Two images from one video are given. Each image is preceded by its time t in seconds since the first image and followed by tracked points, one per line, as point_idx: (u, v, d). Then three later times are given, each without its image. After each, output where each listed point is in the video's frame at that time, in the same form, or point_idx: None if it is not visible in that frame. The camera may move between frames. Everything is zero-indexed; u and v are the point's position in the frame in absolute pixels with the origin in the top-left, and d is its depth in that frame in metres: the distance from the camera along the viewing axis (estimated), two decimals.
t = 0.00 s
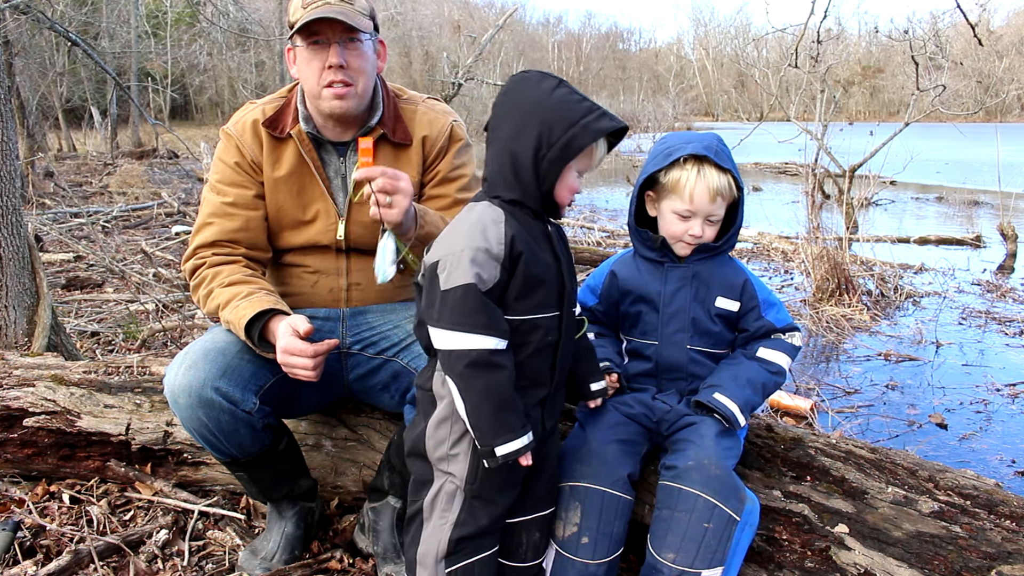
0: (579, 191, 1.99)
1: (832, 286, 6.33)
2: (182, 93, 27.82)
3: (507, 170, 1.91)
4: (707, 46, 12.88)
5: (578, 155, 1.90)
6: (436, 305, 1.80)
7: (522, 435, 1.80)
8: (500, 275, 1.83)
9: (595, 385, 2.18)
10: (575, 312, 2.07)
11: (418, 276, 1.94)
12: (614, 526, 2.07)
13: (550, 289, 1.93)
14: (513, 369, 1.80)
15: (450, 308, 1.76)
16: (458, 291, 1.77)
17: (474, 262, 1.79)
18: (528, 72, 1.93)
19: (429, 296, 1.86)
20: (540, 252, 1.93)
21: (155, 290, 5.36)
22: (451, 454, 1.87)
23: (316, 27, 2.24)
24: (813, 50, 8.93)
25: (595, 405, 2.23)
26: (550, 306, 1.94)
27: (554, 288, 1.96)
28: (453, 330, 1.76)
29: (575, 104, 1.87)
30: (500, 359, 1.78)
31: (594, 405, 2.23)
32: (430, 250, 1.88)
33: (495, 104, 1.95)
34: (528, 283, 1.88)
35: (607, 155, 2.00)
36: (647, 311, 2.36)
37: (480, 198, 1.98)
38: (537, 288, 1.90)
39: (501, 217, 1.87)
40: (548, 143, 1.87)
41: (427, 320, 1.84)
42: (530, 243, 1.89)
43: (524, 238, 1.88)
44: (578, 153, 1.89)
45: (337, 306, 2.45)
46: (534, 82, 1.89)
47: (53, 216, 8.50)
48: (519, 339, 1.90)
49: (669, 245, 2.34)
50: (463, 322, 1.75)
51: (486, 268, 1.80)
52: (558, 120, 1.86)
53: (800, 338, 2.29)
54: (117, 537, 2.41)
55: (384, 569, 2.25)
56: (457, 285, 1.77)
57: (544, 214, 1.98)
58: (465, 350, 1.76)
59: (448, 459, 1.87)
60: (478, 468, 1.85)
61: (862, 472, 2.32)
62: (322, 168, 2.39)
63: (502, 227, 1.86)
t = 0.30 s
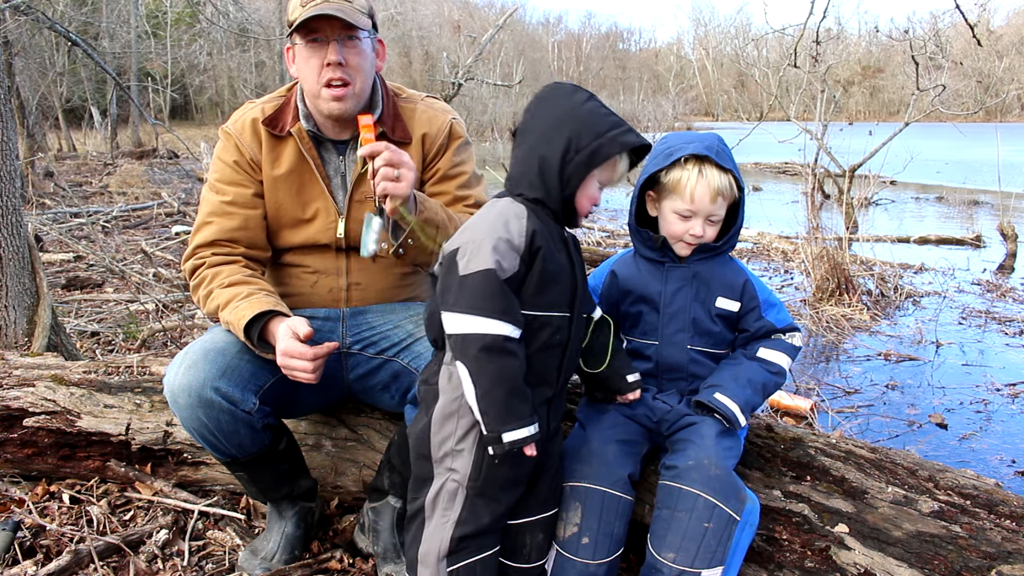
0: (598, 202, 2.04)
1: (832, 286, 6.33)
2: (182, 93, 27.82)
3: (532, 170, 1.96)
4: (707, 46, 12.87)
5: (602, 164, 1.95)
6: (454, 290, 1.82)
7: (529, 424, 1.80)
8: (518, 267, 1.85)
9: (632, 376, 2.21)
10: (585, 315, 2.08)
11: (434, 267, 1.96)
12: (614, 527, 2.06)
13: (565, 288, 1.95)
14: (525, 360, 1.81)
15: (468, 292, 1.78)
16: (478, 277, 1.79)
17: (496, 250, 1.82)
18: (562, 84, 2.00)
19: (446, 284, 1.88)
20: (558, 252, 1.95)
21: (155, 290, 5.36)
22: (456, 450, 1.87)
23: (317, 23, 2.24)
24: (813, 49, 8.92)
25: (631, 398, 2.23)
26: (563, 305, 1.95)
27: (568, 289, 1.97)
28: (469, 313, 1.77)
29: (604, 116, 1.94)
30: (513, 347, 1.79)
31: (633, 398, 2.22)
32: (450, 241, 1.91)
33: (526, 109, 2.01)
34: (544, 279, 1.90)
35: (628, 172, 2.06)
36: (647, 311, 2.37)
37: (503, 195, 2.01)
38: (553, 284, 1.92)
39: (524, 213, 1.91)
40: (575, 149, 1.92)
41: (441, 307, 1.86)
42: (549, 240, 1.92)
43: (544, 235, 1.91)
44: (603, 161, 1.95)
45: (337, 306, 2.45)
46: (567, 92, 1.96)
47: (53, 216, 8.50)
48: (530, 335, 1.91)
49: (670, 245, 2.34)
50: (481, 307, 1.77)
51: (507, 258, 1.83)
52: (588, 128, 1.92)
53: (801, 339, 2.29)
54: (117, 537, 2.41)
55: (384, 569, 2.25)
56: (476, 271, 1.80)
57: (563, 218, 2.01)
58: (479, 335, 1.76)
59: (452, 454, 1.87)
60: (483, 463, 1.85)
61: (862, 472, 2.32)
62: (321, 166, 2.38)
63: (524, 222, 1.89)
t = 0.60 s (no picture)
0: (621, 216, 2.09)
1: (832, 286, 6.33)
2: (181, 94, 27.82)
3: (564, 175, 2.01)
4: (707, 46, 12.87)
5: (630, 179, 2.01)
6: (485, 273, 1.86)
7: (550, 406, 1.81)
8: (547, 257, 1.90)
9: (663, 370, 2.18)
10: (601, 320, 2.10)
11: (460, 259, 2.00)
12: (614, 526, 2.06)
13: (586, 283, 1.98)
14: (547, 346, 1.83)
15: (501, 273, 1.83)
16: (511, 259, 1.83)
17: (529, 236, 1.87)
18: (598, 103, 2.08)
19: (473, 270, 1.91)
20: (582, 254, 1.99)
21: (155, 290, 5.36)
22: (471, 442, 1.86)
23: (326, 32, 2.22)
24: (813, 50, 8.92)
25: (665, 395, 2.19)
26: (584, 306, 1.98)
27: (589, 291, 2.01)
28: (500, 293, 1.81)
29: (637, 134, 2.01)
30: (538, 332, 1.82)
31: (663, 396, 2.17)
32: (482, 229, 1.96)
33: (562, 122, 2.08)
34: (569, 275, 1.94)
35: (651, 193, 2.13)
36: (648, 311, 2.37)
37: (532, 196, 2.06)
38: (577, 277, 1.95)
39: (554, 212, 1.96)
40: (607, 160, 1.98)
41: (469, 290, 1.89)
42: (576, 241, 1.97)
43: (572, 235, 1.96)
44: (631, 176, 2.00)
45: (337, 305, 2.45)
46: (603, 109, 2.03)
47: (53, 216, 8.49)
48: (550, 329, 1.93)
49: (671, 245, 2.34)
50: (512, 288, 1.80)
51: (539, 245, 1.88)
52: (620, 143, 1.98)
53: (800, 339, 2.29)
54: (117, 537, 2.41)
55: (385, 569, 2.24)
56: (509, 253, 1.85)
57: (589, 226, 2.06)
58: (507, 314, 1.79)
59: (465, 446, 1.87)
60: (497, 453, 1.85)
61: (862, 472, 2.32)
62: (321, 164, 2.39)
63: (555, 219, 1.95)
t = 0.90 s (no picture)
0: (644, 230, 2.19)
1: (832, 286, 6.33)
2: (182, 94, 27.83)
3: (594, 186, 2.14)
4: (707, 46, 12.87)
5: (653, 194, 2.14)
6: (530, 260, 1.94)
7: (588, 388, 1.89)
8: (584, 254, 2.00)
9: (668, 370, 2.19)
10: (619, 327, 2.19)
11: (495, 253, 2.07)
12: (615, 527, 2.06)
13: (614, 284, 2.08)
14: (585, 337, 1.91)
15: (548, 259, 1.91)
16: (556, 247, 1.93)
17: (570, 230, 1.98)
18: (627, 125, 2.23)
19: (514, 261, 1.98)
20: (609, 259, 2.09)
21: (155, 290, 5.36)
22: (504, 431, 1.88)
23: (322, 24, 2.24)
24: (813, 50, 8.93)
25: (673, 399, 2.17)
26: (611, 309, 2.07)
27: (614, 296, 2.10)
28: (547, 277, 1.89)
29: (663, 152, 2.15)
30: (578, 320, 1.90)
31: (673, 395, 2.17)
32: (522, 225, 2.05)
33: (594, 141, 2.23)
34: (600, 276, 2.04)
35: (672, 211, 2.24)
36: (651, 309, 2.36)
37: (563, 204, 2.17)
38: (607, 277, 2.06)
39: (586, 216, 2.07)
40: (634, 174, 2.12)
41: (510, 278, 1.96)
42: (606, 247, 2.08)
43: (603, 240, 2.07)
44: (654, 191, 2.13)
45: (338, 305, 2.45)
46: (631, 129, 2.19)
47: (53, 216, 8.49)
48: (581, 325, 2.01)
49: (678, 243, 2.33)
50: (559, 274, 1.90)
51: (580, 241, 1.99)
52: (647, 158, 2.12)
53: (801, 341, 2.30)
54: (117, 537, 2.41)
55: (385, 569, 2.24)
56: (555, 243, 1.94)
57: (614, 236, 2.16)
58: (553, 297, 1.87)
59: (498, 435, 1.88)
60: (531, 440, 1.88)
61: (862, 472, 2.33)
62: (321, 164, 2.39)
63: (587, 222, 2.06)
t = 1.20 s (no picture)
0: (665, 246, 2.25)
1: (832, 286, 6.33)
2: (182, 94, 27.83)
3: (611, 204, 2.22)
4: (707, 46, 12.86)
5: (668, 210, 2.21)
6: (560, 259, 1.99)
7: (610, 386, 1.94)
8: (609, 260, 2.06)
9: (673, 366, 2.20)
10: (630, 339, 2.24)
11: (523, 254, 2.11)
12: (617, 528, 2.06)
13: (631, 293, 2.14)
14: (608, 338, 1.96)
15: (579, 261, 1.96)
16: (589, 250, 1.98)
17: (600, 235, 2.05)
18: (638, 147, 2.32)
19: (542, 262, 2.02)
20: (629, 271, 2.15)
21: (155, 290, 5.36)
22: (526, 424, 1.90)
23: (320, 27, 2.24)
24: (813, 50, 8.93)
25: (684, 394, 2.19)
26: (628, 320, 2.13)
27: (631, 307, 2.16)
28: (580, 277, 1.94)
29: (675, 168, 2.22)
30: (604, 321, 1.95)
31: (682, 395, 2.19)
32: (550, 231, 2.11)
33: (607, 162, 2.33)
34: (620, 287, 2.11)
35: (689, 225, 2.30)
36: (662, 304, 2.35)
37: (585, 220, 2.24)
38: (626, 287, 2.12)
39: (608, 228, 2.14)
40: (648, 191, 2.20)
41: (540, 277, 2.00)
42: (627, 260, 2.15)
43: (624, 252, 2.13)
44: (669, 207, 2.20)
45: (338, 305, 2.45)
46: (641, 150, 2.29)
47: (53, 216, 8.49)
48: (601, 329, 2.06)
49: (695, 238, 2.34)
50: (589, 274, 1.95)
51: (608, 249, 2.05)
52: (656, 176, 2.20)
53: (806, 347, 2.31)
54: (117, 537, 2.41)
55: (385, 569, 2.24)
56: (588, 245, 1.99)
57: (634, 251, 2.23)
58: (583, 295, 1.92)
59: (520, 429, 1.90)
60: (552, 435, 1.90)
61: (862, 472, 2.33)
62: (321, 165, 2.39)
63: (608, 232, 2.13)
